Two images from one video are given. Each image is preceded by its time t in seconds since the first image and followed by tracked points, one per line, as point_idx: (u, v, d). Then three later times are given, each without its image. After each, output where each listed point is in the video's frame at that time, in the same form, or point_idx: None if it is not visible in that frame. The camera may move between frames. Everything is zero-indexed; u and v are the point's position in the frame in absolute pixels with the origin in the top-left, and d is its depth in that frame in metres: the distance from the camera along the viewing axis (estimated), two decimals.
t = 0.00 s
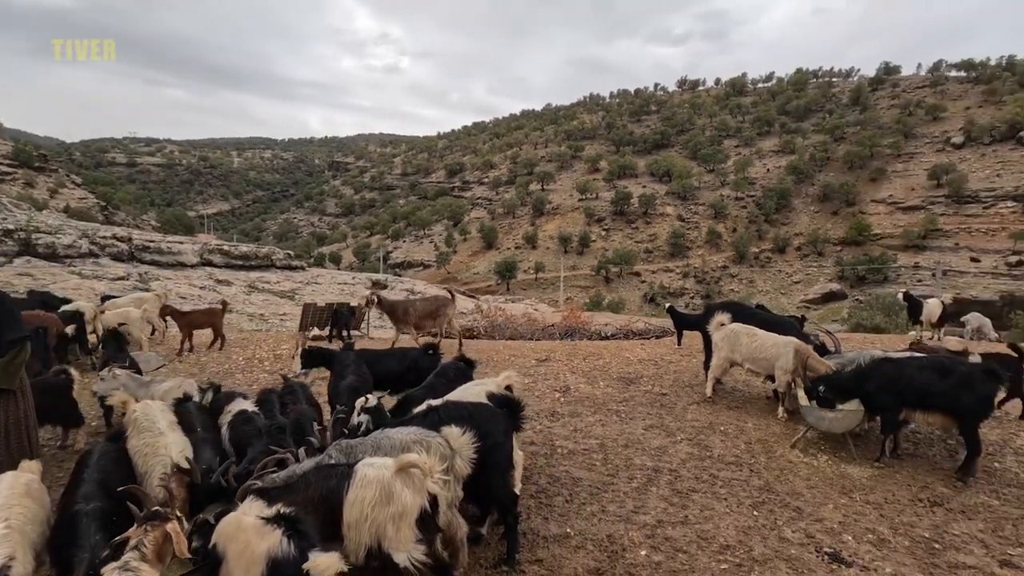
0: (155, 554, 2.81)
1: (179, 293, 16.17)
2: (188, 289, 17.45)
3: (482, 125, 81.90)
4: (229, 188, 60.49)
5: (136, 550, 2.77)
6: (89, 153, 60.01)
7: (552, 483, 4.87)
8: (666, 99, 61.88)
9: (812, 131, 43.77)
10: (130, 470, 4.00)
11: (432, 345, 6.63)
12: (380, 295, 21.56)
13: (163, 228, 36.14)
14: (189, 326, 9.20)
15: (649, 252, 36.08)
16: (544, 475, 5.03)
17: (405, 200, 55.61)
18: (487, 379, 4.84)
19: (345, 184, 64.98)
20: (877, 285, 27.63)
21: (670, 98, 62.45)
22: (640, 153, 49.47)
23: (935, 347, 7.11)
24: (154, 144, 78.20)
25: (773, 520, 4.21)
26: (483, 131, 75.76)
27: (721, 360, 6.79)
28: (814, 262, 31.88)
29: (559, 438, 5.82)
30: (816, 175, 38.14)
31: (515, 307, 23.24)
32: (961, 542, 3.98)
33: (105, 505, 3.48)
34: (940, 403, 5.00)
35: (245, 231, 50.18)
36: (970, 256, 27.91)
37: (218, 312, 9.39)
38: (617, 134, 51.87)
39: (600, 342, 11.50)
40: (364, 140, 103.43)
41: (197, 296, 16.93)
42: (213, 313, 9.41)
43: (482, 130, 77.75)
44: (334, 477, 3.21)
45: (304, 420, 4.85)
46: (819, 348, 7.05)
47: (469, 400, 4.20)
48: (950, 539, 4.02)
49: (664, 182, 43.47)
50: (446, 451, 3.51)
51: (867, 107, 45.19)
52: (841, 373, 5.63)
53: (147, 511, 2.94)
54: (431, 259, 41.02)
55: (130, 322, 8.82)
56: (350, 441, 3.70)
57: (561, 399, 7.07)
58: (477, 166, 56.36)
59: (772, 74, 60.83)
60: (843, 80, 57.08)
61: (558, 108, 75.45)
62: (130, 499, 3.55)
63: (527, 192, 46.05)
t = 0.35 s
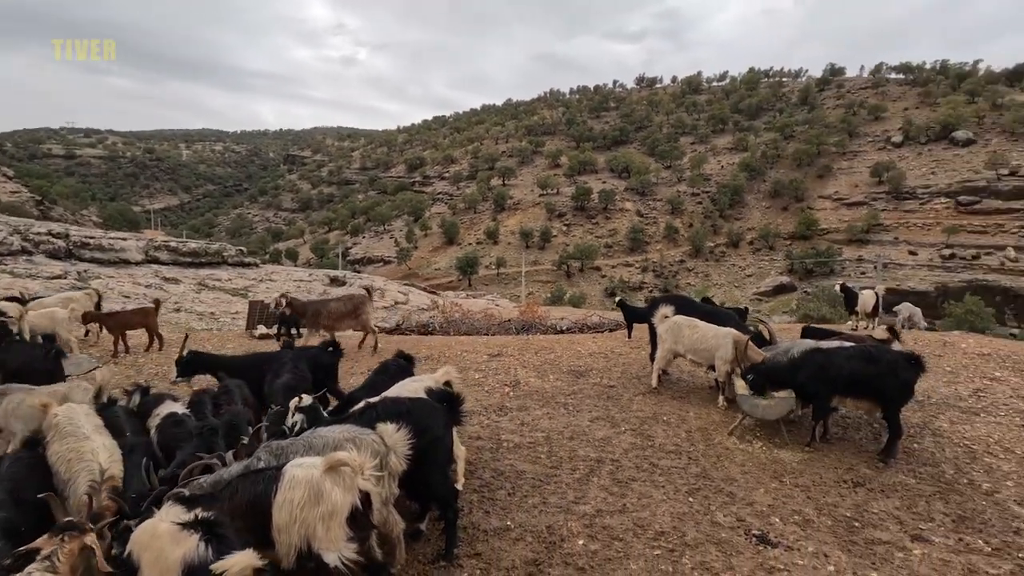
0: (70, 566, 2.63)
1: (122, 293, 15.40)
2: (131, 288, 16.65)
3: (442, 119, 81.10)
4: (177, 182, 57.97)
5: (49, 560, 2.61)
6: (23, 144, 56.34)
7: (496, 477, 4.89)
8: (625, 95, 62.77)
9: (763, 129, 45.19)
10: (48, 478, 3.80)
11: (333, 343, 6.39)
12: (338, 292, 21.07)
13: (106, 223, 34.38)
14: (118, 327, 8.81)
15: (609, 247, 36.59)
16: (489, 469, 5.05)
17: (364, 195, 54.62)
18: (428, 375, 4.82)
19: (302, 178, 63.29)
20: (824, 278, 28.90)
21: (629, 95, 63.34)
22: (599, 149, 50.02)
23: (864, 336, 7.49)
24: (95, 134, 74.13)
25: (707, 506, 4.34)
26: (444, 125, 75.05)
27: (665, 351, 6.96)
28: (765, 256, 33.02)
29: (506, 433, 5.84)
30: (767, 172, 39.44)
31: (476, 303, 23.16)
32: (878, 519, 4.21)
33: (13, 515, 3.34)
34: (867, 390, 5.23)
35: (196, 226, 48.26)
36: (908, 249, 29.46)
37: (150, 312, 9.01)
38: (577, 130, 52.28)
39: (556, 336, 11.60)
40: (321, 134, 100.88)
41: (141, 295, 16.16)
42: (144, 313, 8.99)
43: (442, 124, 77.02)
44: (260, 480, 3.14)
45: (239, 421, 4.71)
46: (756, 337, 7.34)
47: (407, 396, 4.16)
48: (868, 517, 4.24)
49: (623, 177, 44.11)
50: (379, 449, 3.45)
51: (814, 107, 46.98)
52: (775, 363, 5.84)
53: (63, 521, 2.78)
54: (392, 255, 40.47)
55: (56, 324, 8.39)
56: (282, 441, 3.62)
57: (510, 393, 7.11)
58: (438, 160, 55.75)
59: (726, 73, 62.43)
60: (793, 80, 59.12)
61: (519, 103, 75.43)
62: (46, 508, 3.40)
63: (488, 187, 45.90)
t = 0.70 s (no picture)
0: None
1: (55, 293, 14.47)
2: (65, 287, 15.66)
3: (399, 113, 79.84)
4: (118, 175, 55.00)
5: None
6: None
7: (440, 473, 4.83)
8: (582, 92, 63.35)
9: (716, 127, 46.42)
10: None
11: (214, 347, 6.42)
12: (291, 289, 20.39)
13: (37, 219, 32.27)
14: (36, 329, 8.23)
15: (568, 242, 36.91)
16: (433, 464, 4.99)
17: (319, 190, 53.26)
18: (367, 372, 4.73)
19: (253, 172, 61.14)
20: (772, 271, 30.00)
21: (586, 91, 63.96)
22: (557, 145, 50.29)
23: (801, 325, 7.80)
24: (25, 124, 69.41)
25: (647, 493, 4.42)
26: (401, 119, 73.88)
27: (613, 343, 7.05)
28: (718, 250, 33.99)
29: (453, 428, 5.79)
30: (719, 168, 40.57)
31: (435, 299, 22.89)
32: (807, 500, 4.38)
33: None
34: (799, 377, 5.42)
35: (139, 222, 45.95)
36: (849, 243, 30.90)
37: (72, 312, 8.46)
38: (536, 125, 52.43)
39: (511, 330, 11.59)
40: (274, 126, 97.69)
41: (76, 294, 15.23)
42: (65, 313, 8.52)
43: (400, 118, 75.85)
44: (179, 485, 3.00)
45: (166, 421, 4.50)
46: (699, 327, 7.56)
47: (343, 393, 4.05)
48: (798, 499, 4.41)
49: (581, 173, 44.51)
50: (309, 447, 3.34)
51: (763, 106, 48.60)
52: (715, 354, 5.98)
53: None
54: (349, 251, 39.65)
55: None
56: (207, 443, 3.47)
57: (459, 388, 7.07)
58: (395, 155, 54.81)
59: (680, 71, 63.82)
60: (743, 79, 61.01)
61: (478, 97, 75.00)
62: None
63: (447, 182, 45.48)
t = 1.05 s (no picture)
0: None
1: None
2: None
3: (356, 106, 78.07)
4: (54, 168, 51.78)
5: None
6: None
7: (390, 474, 4.67)
8: (541, 87, 63.47)
9: (671, 123, 47.31)
10: None
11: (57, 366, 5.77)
12: (242, 287, 19.58)
13: None
14: None
15: (529, 237, 36.94)
16: (382, 466, 4.82)
17: (273, 185, 51.56)
18: (312, 372, 4.54)
19: (202, 166, 58.64)
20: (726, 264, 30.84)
21: (545, 86, 64.08)
22: (517, 140, 50.20)
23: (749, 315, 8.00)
24: None
25: (599, 487, 4.41)
26: (358, 113, 72.27)
27: (568, 337, 7.03)
28: (674, 244, 34.70)
29: (405, 427, 5.64)
30: (675, 163, 41.36)
31: (394, 295, 22.48)
32: (756, 488, 4.45)
33: None
34: (747, 367, 5.51)
35: (78, 218, 43.39)
36: (797, 236, 32.06)
37: None
38: (495, 120, 52.18)
39: (468, 325, 11.44)
40: (223, 118, 93.98)
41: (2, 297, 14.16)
42: None
43: (356, 111, 74.18)
44: (96, 501, 2.77)
45: (91, 429, 4.19)
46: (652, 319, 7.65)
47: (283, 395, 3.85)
48: (747, 486, 4.48)
49: (541, 168, 44.57)
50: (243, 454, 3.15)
51: (716, 103, 49.82)
52: (667, 347, 6.04)
53: None
54: (305, 248, 38.56)
55: None
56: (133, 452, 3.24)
57: (413, 385, 6.91)
58: (352, 149, 53.49)
59: (636, 68, 64.74)
60: (697, 77, 62.42)
61: (436, 91, 74.10)
62: None
63: (406, 177, 44.72)
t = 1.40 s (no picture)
0: None
1: None
2: None
3: (315, 95, 75.86)
4: None
5: None
6: None
7: (345, 480, 4.37)
8: (505, 79, 63.02)
9: (633, 116, 47.65)
10: None
11: None
12: (195, 282, 18.60)
13: None
14: None
15: (494, 229, 36.63)
16: (337, 472, 4.52)
17: (228, 176, 49.59)
18: (255, 373, 4.19)
19: (152, 157, 55.92)
20: (687, 255, 31.28)
21: (509, 78, 63.65)
22: (481, 132, 49.66)
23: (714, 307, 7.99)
24: None
25: (566, 488, 4.22)
26: (317, 102, 70.24)
27: (532, 331, 6.84)
28: (637, 236, 35.00)
29: (362, 429, 5.32)
30: (638, 156, 41.70)
31: (356, 290, 21.84)
32: (724, 482, 4.36)
33: None
34: (713, 359, 5.42)
35: (14, 211, 40.71)
36: (755, 228, 32.80)
37: None
38: (459, 111, 51.48)
39: (431, 320, 11.11)
40: (175, 107, 89.92)
41: None
42: None
43: (316, 101, 72.12)
44: None
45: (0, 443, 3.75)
46: (618, 311, 7.52)
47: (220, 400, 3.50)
48: (716, 481, 4.38)
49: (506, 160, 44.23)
50: (170, 470, 2.80)
51: (677, 97, 50.47)
52: (634, 339, 5.91)
53: None
54: (263, 241, 37.25)
55: None
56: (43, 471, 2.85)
57: (372, 384, 6.59)
58: (311, 140, 51.80)
59: (599, 61, 64.97)
60: (659, 71, 63.12)
61: (398, 82, 72.67)
62: None
63: (368, 168, 43.64)
